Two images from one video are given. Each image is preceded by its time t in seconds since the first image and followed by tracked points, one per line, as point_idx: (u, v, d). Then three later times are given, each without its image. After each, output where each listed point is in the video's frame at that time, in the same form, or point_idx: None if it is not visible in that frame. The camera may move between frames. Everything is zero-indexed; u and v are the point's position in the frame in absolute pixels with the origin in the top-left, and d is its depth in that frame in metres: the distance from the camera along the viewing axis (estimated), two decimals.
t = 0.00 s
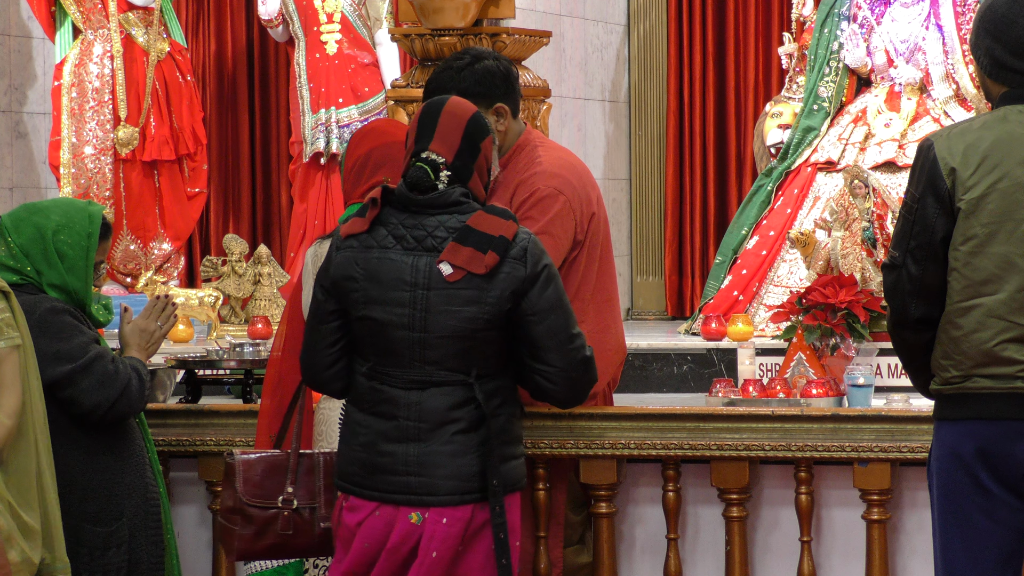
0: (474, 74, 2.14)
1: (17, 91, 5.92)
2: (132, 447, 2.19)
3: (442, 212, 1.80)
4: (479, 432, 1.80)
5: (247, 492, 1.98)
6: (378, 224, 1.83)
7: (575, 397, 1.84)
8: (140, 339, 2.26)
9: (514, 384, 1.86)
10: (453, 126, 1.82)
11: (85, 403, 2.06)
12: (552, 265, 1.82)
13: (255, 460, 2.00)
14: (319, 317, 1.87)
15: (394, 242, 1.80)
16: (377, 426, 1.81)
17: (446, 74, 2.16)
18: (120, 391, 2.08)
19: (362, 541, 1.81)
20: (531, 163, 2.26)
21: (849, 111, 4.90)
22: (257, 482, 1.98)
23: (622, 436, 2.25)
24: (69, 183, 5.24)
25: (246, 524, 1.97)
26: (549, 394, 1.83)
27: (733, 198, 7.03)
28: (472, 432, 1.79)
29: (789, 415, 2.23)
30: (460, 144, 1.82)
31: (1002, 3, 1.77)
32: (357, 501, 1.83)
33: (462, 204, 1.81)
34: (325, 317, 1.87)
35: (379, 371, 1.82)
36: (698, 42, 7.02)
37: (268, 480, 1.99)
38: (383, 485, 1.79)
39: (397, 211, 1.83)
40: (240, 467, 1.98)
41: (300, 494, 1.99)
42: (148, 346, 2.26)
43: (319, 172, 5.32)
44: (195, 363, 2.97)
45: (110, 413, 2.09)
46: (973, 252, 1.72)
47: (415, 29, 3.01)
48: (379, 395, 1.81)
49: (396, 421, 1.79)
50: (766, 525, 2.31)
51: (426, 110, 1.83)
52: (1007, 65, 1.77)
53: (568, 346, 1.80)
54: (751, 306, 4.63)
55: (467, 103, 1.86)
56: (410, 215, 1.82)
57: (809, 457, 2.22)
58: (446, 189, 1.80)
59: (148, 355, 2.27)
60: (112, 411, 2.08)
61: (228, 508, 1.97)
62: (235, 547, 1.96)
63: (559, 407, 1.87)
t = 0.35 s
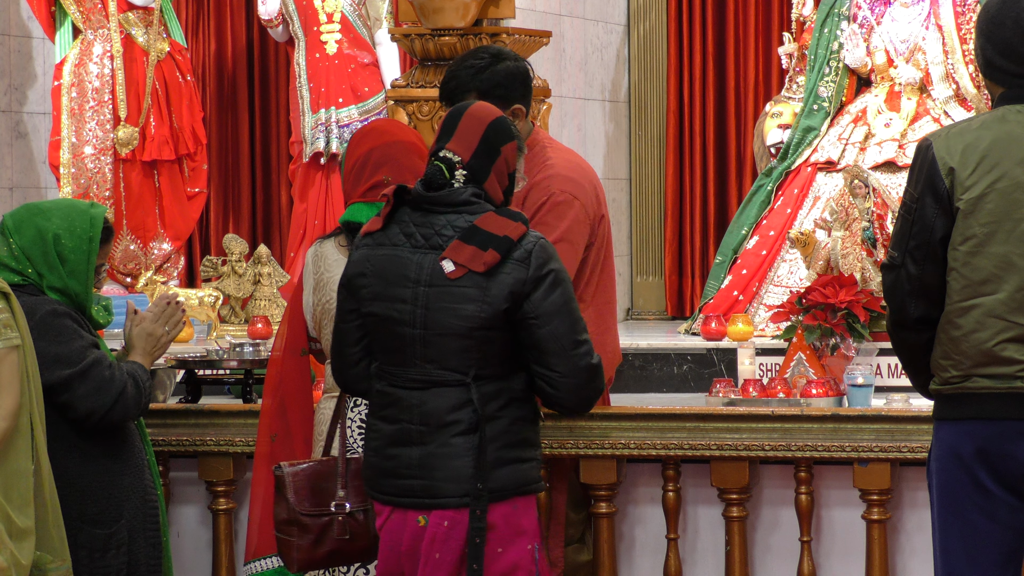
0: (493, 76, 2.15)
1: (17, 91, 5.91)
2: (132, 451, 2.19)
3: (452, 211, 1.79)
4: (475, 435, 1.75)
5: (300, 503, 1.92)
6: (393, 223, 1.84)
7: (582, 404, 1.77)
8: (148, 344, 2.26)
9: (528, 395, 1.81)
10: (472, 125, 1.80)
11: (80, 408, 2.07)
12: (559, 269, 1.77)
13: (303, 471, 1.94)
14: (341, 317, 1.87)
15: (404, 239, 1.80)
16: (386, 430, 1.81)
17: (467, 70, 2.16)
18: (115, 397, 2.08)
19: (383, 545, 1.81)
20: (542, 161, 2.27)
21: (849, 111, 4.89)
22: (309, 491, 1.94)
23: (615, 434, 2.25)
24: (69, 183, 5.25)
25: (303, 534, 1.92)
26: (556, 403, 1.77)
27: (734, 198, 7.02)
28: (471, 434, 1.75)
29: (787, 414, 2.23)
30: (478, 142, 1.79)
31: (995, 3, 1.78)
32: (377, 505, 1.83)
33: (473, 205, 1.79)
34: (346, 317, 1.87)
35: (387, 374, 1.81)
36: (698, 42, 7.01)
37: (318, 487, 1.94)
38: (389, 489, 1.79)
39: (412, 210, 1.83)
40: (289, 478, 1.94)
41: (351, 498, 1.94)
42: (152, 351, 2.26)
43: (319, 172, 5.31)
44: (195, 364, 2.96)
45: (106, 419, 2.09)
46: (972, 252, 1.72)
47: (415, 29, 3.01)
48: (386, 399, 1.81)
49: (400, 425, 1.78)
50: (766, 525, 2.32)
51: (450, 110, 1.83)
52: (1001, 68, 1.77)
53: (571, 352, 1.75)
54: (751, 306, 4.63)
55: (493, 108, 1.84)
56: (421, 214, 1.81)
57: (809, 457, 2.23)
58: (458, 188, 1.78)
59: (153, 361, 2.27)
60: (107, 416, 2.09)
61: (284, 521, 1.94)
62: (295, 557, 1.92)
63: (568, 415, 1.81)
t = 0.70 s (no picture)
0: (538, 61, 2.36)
1: (17, 91, 5.92)
2: (126, 448, 2.20)
3: (492, 208, 1.72)
4: (513, 429, 1.66)
5: (341, 493, 1.91)
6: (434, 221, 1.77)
7: (624, 403, 1.68)
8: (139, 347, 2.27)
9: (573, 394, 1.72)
10: (511, 120, 1.73)
11: (69, 407, 2.08)
12: (598, 264, 1.69)
13: (349, 461, 1.92)
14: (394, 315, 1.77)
15: (444, 237, 1.74)
16: (428, 422, 1.73)
17: (512, 57, 2.34)
18: (105, 395, 2.09)
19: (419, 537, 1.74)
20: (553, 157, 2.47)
21: (849, 111, 4.88)
22: (352, 483, 1.91)
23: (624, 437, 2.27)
24: (69, 183, 5.25)
25: (342, 524, 1.91)
26: (598, 402, 1.68)
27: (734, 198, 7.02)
28: (510, 430, 1.66)
29: (790, 415, 2.33)
30: (516, 137, 1.72)
31: (995, 4, 1.78)
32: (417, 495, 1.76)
33: (512, 201, 1.72)
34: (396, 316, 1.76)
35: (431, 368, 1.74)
36: (698, 41, 7.01)
37: (362, 480, 1.92)
38: (427, 480, 1.72)
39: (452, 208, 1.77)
40: (334, 469, 1.91)
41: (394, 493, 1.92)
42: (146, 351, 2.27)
43: (319, 172, 5.30)
44: (194, 363, 2.95)
45: (96, 418, 2.10)
46: (972, 252, 1.72)
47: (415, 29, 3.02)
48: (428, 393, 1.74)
49: (443, 417, 1.71)
50: (766, 524, 2.41)
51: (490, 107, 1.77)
52: (999, 68, 1.78)
53: (608, 346, 1.66)
54: (752, 306, 4.63)
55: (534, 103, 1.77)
56: (461, 212, 1.75)
57: (808, 457, 2.32)
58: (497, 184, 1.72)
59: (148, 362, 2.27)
60: (96, 415, 2.10)
61: (324, 510, 1.92)
62: (333, 549, 1.91)
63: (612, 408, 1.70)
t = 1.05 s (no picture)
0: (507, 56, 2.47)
1: (17, 91, 5.92)
2: (122, 447, 2.20)
3: (545, 206, 1.75)
4: (567, 430, 1.70)
5: (394, 486, 1.91)
6: (491, 219, 1.81)
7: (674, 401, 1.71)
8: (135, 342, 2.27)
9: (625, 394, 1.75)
10: (563, 118, 1.75)
11: (64, 407, 2.07)
12: (650, 261, 1.71)
13: (405, 456, 1.93)
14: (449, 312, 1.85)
15: (499, 235, 1.78)
16: (480, 417, 1.78)
17: (486, 53, 2.45)
18: (99, 395, 2.09)
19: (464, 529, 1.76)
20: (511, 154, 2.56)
21: (849, 111, 4.88)
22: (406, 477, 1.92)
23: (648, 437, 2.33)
24: (69, 183, 5.25)
25: (396, 518, 1.91)
26: (648, 396, 1.71)
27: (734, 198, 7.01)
28: (562, 429, 1.70)
29: (790, 415, 2.34)
30: (567, 135, 1.75)
31: (997, 3, 1.78)
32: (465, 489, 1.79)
33: (565, 199, 1.75)
34: (452, 312, 1.85)
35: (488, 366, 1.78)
36: (698, 41, 7.01)
37: (416, 475, 1.92)
38: (479, 474, 1.75)
39: (508, 206, 1.80)
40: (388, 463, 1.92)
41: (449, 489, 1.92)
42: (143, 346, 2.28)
43: (319, 172, 5.30)
44: (194, 363, 2.94)
45: (91, 417, 2.10)
46: (973, 251, 1.72)
47: (415, 29, 3.04)
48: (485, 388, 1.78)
49: (494, 414, 1.75)
50: (766, 523, 2.41)
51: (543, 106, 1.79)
52: (1001, 68, 1.78)
53: (659, 342, 1.68)
54: (751, 305, 4.60)
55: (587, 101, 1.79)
56: (516, 210, 1.79)
57: (808, 456, 2.33)
58: (550, 183, 1.75)
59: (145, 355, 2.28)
60: (92, 414, 2.10)
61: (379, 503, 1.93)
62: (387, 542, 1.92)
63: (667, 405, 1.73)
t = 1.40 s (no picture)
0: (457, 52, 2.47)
1: (17, 91, 5.92)
2: (127, 446, 2.20)
3: (585, 202, 1.79)
4: (606, 428, 1.74)
5: (422, 476, 1.92)
6: (529, 214, 1.85)
7: (705, 398, 1.75)
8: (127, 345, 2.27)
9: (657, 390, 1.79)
10: (604, 116, 1.80)
11: (73, 405, 2.08)
12: (687, 262, 1.75)
13: (435, 449, 1.94)
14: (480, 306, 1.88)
15: (537, 230, 1.82)
16: (516, 414, 1.81)
17: (438, 50, 2.44)
18: (109, 393, 2.10)
19: (503, 527, 1.80)
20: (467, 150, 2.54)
21: (849, 111, 4.88)
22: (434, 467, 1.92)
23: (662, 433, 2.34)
24: (69, 183, 5.25)
25: (422, 509, 1.91)
26: (679, 394, 1.75)
27: (734, 197, 6.99)
28: (600, 427, 1.74)
29: (789, 415, 2.34)
30: (609, 133, 1.80)
31: (999, 3, 1.78)
32: (501, 486, 1.83)
33: (604, 196, 1.79)
34: (484, 305, 1.87)
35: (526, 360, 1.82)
36: (698, 41, 7.00)
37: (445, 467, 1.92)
38: (515, 472, 1.79)
39: (546, 201, 1.84)
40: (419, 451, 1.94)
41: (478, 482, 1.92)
42: (135, 348, 2.28)
43: (319, 172, 5.31)
44: (193, 363, 2.94)
45: (100, 415, 2.10)
46: (974, 251, 1.72)
47: (415, 29, 3.05)
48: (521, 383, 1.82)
49: (529, 412, 1.79)
50: (767, 523, 2.42)
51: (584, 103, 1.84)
52: (1002, 68, 1.78)
53: (694, 345, 1.72)
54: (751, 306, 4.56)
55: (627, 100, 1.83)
56: (554, 206, 1.82)
57: (808, 456, 2.33)
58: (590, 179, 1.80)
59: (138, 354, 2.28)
60: (101, 412, 2.10)
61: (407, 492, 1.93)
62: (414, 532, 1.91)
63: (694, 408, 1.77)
